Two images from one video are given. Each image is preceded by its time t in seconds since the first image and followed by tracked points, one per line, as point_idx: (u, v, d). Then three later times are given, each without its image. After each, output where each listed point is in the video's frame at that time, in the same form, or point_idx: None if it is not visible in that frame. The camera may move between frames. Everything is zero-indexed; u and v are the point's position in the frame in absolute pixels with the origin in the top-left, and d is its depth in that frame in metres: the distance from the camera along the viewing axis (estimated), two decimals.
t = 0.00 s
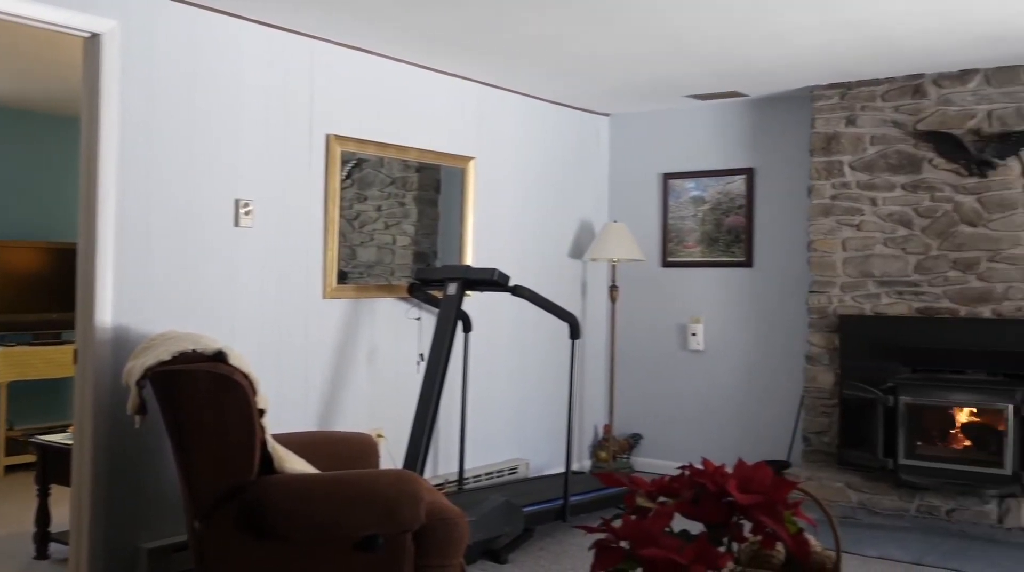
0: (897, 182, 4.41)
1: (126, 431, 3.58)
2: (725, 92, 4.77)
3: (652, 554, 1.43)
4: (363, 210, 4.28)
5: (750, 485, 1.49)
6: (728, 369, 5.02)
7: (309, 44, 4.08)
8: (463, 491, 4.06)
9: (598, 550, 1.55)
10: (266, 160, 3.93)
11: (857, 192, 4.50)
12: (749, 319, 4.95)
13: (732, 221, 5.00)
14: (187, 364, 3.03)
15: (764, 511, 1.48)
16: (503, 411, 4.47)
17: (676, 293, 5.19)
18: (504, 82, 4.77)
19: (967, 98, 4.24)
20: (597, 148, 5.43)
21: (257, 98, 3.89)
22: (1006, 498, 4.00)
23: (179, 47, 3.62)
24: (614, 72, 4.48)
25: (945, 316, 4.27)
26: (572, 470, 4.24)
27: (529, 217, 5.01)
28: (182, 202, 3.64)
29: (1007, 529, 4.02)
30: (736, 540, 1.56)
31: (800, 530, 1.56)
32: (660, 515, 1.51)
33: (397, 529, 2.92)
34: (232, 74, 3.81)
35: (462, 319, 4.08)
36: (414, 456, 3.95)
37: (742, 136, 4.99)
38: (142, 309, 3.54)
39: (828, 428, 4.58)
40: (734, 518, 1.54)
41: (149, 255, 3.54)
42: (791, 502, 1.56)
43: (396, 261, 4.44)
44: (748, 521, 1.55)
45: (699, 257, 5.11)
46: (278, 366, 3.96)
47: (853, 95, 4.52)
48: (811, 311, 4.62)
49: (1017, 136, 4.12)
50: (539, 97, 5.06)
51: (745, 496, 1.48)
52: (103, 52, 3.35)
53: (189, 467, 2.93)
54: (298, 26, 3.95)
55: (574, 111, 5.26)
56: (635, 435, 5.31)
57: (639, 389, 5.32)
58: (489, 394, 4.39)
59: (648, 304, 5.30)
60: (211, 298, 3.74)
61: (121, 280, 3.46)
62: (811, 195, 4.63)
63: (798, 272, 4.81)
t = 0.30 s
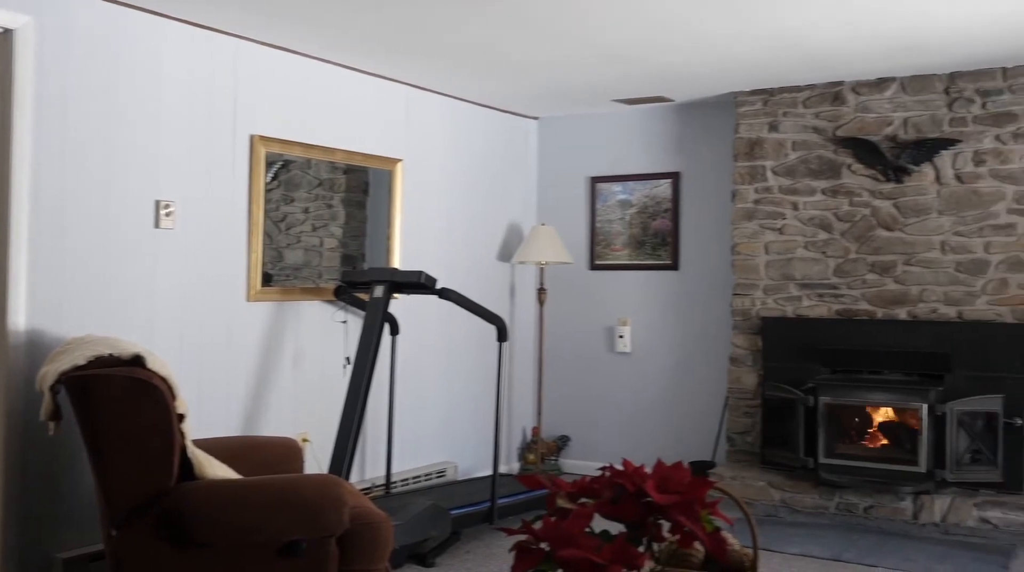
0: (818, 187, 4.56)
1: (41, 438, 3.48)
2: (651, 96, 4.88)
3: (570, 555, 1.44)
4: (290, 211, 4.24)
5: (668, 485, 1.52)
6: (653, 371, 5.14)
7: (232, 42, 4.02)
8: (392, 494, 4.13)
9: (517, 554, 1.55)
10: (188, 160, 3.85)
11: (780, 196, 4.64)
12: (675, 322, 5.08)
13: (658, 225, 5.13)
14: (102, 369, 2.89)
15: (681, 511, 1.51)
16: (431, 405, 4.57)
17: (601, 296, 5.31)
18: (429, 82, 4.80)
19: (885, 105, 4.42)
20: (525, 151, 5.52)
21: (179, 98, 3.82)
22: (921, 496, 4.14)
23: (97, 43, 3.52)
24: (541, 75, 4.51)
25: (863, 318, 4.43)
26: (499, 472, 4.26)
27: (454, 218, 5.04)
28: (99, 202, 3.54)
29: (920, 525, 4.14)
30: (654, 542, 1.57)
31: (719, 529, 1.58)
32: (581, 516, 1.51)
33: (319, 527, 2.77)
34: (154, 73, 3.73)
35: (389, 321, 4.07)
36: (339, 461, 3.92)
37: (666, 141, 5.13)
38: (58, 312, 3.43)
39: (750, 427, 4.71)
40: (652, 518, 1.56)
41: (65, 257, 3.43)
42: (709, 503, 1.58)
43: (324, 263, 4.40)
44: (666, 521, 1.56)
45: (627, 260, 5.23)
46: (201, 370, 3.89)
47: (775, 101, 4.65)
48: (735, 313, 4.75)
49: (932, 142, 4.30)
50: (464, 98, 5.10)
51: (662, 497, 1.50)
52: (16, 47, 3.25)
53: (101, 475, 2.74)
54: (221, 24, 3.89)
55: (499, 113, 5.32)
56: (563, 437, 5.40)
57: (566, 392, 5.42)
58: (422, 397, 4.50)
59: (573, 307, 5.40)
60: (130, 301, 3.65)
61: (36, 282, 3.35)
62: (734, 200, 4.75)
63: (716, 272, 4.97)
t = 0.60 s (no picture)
0: (745, 192, 4.66)
1: None
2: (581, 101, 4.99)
3: (494, 557, 1.42)
4: (217, 212, 4.17)
5: (591, 486, 1.52)
6: (583, 372, 5.28)
7: (157, 40, 3.94)
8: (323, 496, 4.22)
9: (442, 558, 1.51)
10: (109, 160, 3.75)
11: (707, 201, 4.73)
12: (604, 324, 5.23)
13: (589, 227, 5.26)
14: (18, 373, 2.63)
15: (605, 513, 1.51)
16: (360, 401, 4.72)
17: (531, 299, 5.43)
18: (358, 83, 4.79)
19: (808, 112, 4.52)
20: (456, 155, 5.59)
21: (100, 96, 3.72)
22: (843, 494, 4.24)
23: (14, 38, 3.40)
24: (471, 76, 4.52)
25: (789, 320, 4.53)
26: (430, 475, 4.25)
27: (386, 219, 5.06)
28: (16, 202, 3.42)
29: (842, 522, 4.24)
30: (578, 543, 1.57)
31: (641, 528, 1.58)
32: (505, 518, 1.50)
33: (241, 531, 2.65)
34: (74, 70, 3.62)
35: (317, 323, 4.04)
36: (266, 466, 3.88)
37: (595, 143, 5.27)
38: None
39: (679, 429, 4.78)
40: (576, 520, 1.56)
41: None
42: (631, 503, 1.58)
43: (252, 265, 4.35)
44: (590, 521, 1.56)
45: (557, 262, 5.35)
46: (124, 375, 3.80)
47: (703, 106, 4.73)
48: (664, 315, 4.82)
49: (853, 149, 4.42)
50: (392, 99, 5.11)
51: (585, 498, 1.50)
52: None
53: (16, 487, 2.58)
54: (145, 22, 3.81)
55: (428, 113, 5.37)
56: (494, 439, 5.50)
57: (498, 393, 5.53)
58: (352, 398, 4.66)
59: (503, 310, 5.50)
60: (49, 304, 3.53)
61: None
62: (663, 203, 4.82)
63: (644, 274, 5.13)
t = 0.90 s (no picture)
0: (684, 193, 4.71)
1: None
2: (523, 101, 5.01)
3: (431, 559, 1.40)
4: (154, 212, 4.09)
5: (528, 487, 1.51)
6: (525, 373, 5.31)
7: (88, 34, 3.83)
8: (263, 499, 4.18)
9: (379, 560, 1.49)
10: (39, 157, 3.64)
11: (648, 202, 4.76)
12: (546, 324, 5.24)
13: (530, 228, 5.28)
14: None
15: (542, 512, 1.50)
16: (299, 404, 4.66)
17: (473, 299, 5.43)
18: (298, 82, 4.74)
19: (746, 115, 4.58)
20: (398, 155, 5.57)
21: (30, 91, 3.60)
22: (781, 492, 4.28)
23: None
24: (413, 75, 4.49)
25: (727, 320, 4.59)
26: (371, 477, 4.21)
27: (327, 219, 5.02)
28: None
29: (780, 519, 4.30)
30: (517, 544, 1.55)
31: (580, 528, 1.57)
32: (442, 519, 1.48)
33: (177, 535, 2.52)
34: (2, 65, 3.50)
35: (256, 324, 3.98)
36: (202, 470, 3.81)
37: (536, 144, 5.29)
38: None
39: (620, 429, 4.82)
40: (514, 520, 1.54)
41: None
42: (570, 502, 1.57)
43: (190, 265, 4.26)
44: (528, 522, 1.55)
45: (499, 263, 5.36)
46: (55, 378, 3.70)
47: (644, 108, 4.78)
48: (605, 316, 4.85)
49: (790, 151, 4.49)
50: (332, 99, 5.07)
51: (522, 498, 1.49)
52: None
53: None
54: (78, 16, 3.70)
55: (369, 114, 5.34)
56: (437, 439, 5.51)
57: (439, 394, 5.53)
58: (290, 400, 4.60)
59: (444, 312, 5.51)
60: None
61: None
62: (604, 204, 4.85)
63: (586, 275, 5.16)
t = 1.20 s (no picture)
0: (642, 191, 4.72)
1: None
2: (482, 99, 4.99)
3: (387, 559, 1.38)
4: (106, 209, 4.00)
5: (485, 486, 1.49)
6: (483, 371, 5.29)
7: (35, 26, 3.70)
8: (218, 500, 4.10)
9: (334, 560, 1.46)
10: None
11: (606, 200, 4.77)
12: (504, 322, 5.23)
13: (489, 226, 5.26)
14: None
15: (499, 511, 1.48)
16: (254, 404, 4.60)
17: (431, 298, 5.40)
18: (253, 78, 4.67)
19: (703, 114, 4.61)
20: (356, 152, 5.51)
21: None
22: (738, 488, 4.31)
23: None
24: (371, 71, 4.44)
25: (686, 318, 4.61)
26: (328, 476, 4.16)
27: (283, 216, 4.95)
28: None
29: (737, 516, 4.33)
30: (475, 543, 1.53)
31: (537, 526, 1.55)
32: (399, 519, 1.45)
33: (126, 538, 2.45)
34: None
35: (211, 323, 3.90)
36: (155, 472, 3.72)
37: (495, 141, 5.27)
38: None
39: (579, 426, 4.83)
40: (472, 519, 1.51)
41: None
42: (528, 500, 1.55)
43: (143, 263, 4.18)
44: (485, 521, 1.53)
45: (459, 261, 5.33)
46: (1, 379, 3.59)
47: (602, 106, 4.79)
48: (563, 314, 4.85)
49: (747, 150, 4.52)
50: (289, 95, 5.00)
51: (480, 497, 1.47)
52: None
53: None
54: (27, 8, 3.59)
55: (326, 110, 5.28)
56: (395, 439, 5.46)
57: (396, 392, 5.50)
58: (245, 399, 4.53)
59: (401, 310, 5.48)
60: None
61: None
62: (563, 202, 4.84)
63: (544, 273, 5.15)
